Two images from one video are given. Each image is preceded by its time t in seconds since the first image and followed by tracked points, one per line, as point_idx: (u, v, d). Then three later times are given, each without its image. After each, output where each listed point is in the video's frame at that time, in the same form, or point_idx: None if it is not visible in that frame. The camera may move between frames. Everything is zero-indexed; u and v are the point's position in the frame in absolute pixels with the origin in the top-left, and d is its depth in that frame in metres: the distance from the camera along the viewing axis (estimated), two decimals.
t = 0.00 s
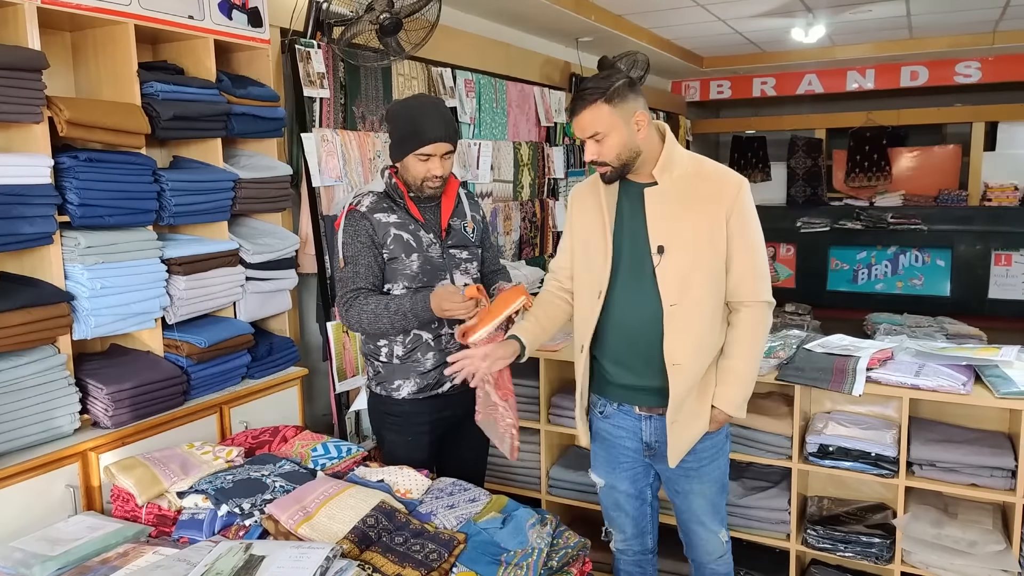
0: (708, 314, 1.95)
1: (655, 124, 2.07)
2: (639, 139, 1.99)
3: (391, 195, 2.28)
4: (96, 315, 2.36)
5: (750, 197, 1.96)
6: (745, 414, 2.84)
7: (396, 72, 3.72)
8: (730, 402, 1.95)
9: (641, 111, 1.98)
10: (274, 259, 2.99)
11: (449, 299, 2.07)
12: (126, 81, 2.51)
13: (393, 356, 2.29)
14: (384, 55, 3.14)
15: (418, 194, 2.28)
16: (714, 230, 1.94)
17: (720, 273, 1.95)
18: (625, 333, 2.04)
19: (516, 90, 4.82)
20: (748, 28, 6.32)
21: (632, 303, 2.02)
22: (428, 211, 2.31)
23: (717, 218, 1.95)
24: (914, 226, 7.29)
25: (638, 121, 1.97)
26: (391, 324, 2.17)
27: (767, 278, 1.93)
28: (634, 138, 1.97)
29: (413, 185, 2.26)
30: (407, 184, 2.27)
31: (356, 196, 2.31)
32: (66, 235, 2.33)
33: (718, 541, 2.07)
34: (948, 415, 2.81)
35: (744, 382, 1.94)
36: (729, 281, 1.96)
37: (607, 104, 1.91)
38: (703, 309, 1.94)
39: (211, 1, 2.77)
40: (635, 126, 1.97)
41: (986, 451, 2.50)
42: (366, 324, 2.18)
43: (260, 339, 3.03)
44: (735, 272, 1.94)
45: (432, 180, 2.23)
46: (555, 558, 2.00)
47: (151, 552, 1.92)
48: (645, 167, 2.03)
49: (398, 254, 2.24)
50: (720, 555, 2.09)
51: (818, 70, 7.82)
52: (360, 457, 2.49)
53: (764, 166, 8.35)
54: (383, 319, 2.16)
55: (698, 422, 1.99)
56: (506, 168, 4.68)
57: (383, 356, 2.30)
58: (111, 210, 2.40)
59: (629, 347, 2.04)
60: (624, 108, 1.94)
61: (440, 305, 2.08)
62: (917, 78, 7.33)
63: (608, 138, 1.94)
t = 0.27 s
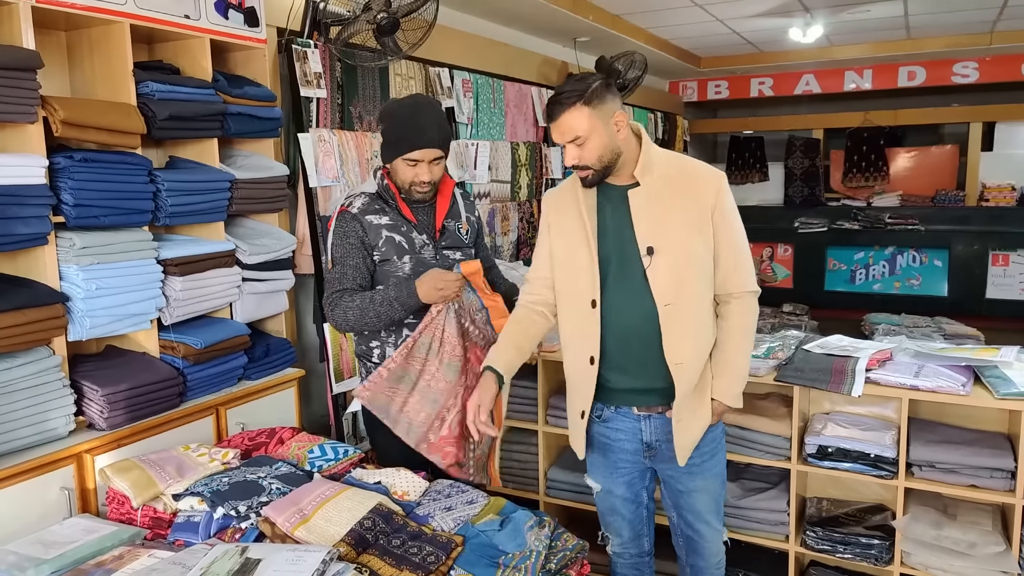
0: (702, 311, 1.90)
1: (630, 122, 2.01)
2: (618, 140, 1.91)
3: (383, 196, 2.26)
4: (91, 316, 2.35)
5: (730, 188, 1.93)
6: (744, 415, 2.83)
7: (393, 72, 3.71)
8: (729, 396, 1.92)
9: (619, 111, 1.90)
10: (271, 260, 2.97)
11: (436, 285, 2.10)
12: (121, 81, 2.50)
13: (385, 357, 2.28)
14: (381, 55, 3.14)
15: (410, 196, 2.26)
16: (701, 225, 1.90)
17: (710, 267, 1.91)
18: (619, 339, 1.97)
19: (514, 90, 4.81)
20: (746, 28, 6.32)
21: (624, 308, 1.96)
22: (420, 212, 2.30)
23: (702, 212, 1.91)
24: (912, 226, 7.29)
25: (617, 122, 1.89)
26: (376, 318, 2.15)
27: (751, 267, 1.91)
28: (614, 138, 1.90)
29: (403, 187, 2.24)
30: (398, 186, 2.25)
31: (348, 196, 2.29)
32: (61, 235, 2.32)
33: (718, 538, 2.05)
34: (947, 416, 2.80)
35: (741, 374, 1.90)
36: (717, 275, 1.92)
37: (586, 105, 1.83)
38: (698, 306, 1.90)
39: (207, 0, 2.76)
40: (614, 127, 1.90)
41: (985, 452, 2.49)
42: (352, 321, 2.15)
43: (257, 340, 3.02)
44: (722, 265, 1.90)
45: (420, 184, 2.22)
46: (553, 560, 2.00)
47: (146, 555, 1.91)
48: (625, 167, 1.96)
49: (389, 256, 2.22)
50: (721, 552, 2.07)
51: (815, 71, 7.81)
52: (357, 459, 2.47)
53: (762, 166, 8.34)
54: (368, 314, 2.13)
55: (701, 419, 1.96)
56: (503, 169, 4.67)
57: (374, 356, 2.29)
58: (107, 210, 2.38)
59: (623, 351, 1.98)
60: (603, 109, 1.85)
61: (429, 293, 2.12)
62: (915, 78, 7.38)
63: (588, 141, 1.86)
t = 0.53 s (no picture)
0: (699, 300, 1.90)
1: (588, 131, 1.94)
2: (582, 155, 1.84)
3: (368, 211, 2.26)
4: (86, 316, 2.33)
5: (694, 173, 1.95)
6: (742, 414, 2.83)
7: (390, 71, 3.70)
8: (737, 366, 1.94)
9: (580, 125, 1.83)
10: (267, 259, 2.96)
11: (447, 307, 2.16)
12: (116, 79, 2.48)
13: (381, 364, 2.32)
14: (378, 53, 3.14)
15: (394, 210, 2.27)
16: (682, 217, 1.90)
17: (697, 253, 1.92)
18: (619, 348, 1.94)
19: (511, 90, 4.80)
20: (743, 28, 6.31)
21: (620, 316, 1.92)
22: (407, 222, 2.31)
23: (679, 205, 1.90)
24: (908, 226, 7.29)
25: (578, 137, 1.82)
26: (386, 334, 2.17)
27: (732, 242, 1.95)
28: (577, 154, 1.82)
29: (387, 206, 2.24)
30: (382, 203, 2.25)
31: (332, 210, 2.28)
32: (56, 234, 2.30)
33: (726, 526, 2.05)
34: (946, 415, 2.80)
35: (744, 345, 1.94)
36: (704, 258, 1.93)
37: (545, 123, 1.75)
38: (695, 297, 1.88)
39: None
40: (576, 143, 1.82)
41: (984, 452, 2.49)
42: (360, 339, 2.17)
43: (253, 340, 3.00)
44: (709, 250, 1.92)
45: (401, 205, 2.22)
46: (552, 561, 1.99)
47: (141, 556, 1.89)
48: (593, 177, 1.90)
49: (381, 270, 2.24)
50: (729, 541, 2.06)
51: (812, 71, 7.81)
52: (354, 459, 2.46)
53: (759, 166, 8.35)
54: (378, 331, 2.16)
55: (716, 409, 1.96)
56: (500, 168, 4.66)
57: (372, 363, 2.32)
58: (101, 209, 2.37)
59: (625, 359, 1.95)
60: (563, 124, 1.77)
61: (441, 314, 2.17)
62: (912, 78, 7.35)
63: (551, 160, 1.78)
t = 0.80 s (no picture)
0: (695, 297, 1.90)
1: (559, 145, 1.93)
2: (557, 174, 1.83)
3: (362, 211, 2.29)
4: (86, 315, 2.33)
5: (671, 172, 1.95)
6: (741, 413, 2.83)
7: (389, 71, 3.70)
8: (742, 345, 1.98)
9: (551, 145, 1.81)
10: (266, 259, 2.96)
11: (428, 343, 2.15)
12: (115, 78, 2.48)
13: (380, 361, 2.33)
14: (376, 53, 3.13)
15: (389, 211, 2.29)
16: (668, 218, 1.89)
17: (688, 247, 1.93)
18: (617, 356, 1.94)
19: (510, 89, 4.80)
20: (741, 28, 6.31)
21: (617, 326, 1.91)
22: (402, 222, 2.33)
23: (663, 206, 1.89)
24: (906, 226, 7.30)
25: (551, 157, 1.80)
26: (360, 349, 2.18)
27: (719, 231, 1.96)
28: (550, 175, 1.81)
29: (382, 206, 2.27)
30: (376, 204, 2.27)
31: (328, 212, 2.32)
32: (55, 233, 2.30)
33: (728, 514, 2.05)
34: (944, 414, 2.81)
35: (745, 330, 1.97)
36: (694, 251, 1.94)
37: (516, 146, 1.75)
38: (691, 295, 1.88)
39: None
40: (549, 162, 1.81)
41: (982, 450, 2.50)
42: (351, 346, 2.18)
43: (252, 339, 3.00)
44: (698, 242, 1.92)
45: (398, 207, 2.26)
46: (552, 559, 1.99)
47: (141, 555, 1.89)
48: (571, 193, 1.89)
49: (377, 270, 2.28)
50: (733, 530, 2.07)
51: (810, 71, 7.83)
52: (353, 458, 2.46)
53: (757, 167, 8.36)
54: (352, 342, 2.17)
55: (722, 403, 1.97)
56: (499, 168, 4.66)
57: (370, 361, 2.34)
58: (101, 208, 2.36)
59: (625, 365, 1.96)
60: (532, 148, 1.77)
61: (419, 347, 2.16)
62: (909, 79, 7.42)
63: (525, 182, 1.78)
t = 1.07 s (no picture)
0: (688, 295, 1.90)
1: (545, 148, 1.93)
2: (540, 183, 1.83)
3: (375, 197, 2.32)
4: (87, 312, 2.34)
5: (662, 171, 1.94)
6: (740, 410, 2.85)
7: (389, 69, 3.71)
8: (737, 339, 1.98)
9: (532, 154, 1.81)
10: (266, 257, 2.97)
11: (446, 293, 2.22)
12: (115, 76, 2.49)
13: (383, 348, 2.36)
14: (376, 52, 3.15)
15: (402, 201, 2.33)
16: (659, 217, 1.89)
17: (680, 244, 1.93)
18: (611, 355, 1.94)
19: (508, 88, 4.81)
20: (739, 27, 6.33)
21: (611, 325, 1.91)
22: (412, 212, 2.37)
23: (653, 205, 1.89)
24: (904, 224, 7.32)
25: (532, 166, 1.80)
26: (381, 316, 2.23)
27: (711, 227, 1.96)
28: (532, 184, 1.81)
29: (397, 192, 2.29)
30: (392, 190, 2.30)
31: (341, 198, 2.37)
32: (55, 231, 2.31)
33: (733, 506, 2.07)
34: (942, 411, 2.82)
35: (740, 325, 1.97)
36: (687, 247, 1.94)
37: (495, 158, 1.76)
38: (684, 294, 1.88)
39: None
40: (530, 172, 1.80)
41: (980, 447, 2.51)
42: (360, 315, 2.23)
43: (252, 337, 3.01)
44: (690, 239, 1.93)
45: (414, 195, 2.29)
46: (551, 554, 2.01)
47: (143, 550, 1.90)
48: (560, 196, 1.89)
49: (386, 254, 2.30)
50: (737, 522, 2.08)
51: (808, 70, 7.84)
52: (353, 455, 2.47)
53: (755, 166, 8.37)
54: (374, 310, 2.21)
55: (717, 401, 1.97)
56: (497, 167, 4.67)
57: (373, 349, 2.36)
58: (101, 206, 2.37)
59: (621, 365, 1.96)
60: (512, 158, 1.78)
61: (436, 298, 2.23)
62: (907, 78, 7.43)
63: (506, 193, 1.79)
